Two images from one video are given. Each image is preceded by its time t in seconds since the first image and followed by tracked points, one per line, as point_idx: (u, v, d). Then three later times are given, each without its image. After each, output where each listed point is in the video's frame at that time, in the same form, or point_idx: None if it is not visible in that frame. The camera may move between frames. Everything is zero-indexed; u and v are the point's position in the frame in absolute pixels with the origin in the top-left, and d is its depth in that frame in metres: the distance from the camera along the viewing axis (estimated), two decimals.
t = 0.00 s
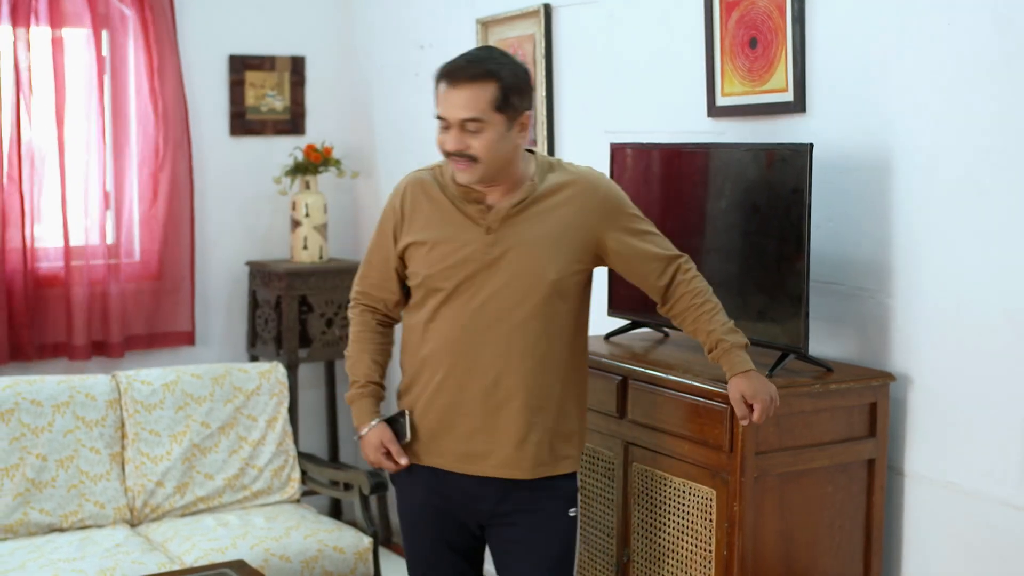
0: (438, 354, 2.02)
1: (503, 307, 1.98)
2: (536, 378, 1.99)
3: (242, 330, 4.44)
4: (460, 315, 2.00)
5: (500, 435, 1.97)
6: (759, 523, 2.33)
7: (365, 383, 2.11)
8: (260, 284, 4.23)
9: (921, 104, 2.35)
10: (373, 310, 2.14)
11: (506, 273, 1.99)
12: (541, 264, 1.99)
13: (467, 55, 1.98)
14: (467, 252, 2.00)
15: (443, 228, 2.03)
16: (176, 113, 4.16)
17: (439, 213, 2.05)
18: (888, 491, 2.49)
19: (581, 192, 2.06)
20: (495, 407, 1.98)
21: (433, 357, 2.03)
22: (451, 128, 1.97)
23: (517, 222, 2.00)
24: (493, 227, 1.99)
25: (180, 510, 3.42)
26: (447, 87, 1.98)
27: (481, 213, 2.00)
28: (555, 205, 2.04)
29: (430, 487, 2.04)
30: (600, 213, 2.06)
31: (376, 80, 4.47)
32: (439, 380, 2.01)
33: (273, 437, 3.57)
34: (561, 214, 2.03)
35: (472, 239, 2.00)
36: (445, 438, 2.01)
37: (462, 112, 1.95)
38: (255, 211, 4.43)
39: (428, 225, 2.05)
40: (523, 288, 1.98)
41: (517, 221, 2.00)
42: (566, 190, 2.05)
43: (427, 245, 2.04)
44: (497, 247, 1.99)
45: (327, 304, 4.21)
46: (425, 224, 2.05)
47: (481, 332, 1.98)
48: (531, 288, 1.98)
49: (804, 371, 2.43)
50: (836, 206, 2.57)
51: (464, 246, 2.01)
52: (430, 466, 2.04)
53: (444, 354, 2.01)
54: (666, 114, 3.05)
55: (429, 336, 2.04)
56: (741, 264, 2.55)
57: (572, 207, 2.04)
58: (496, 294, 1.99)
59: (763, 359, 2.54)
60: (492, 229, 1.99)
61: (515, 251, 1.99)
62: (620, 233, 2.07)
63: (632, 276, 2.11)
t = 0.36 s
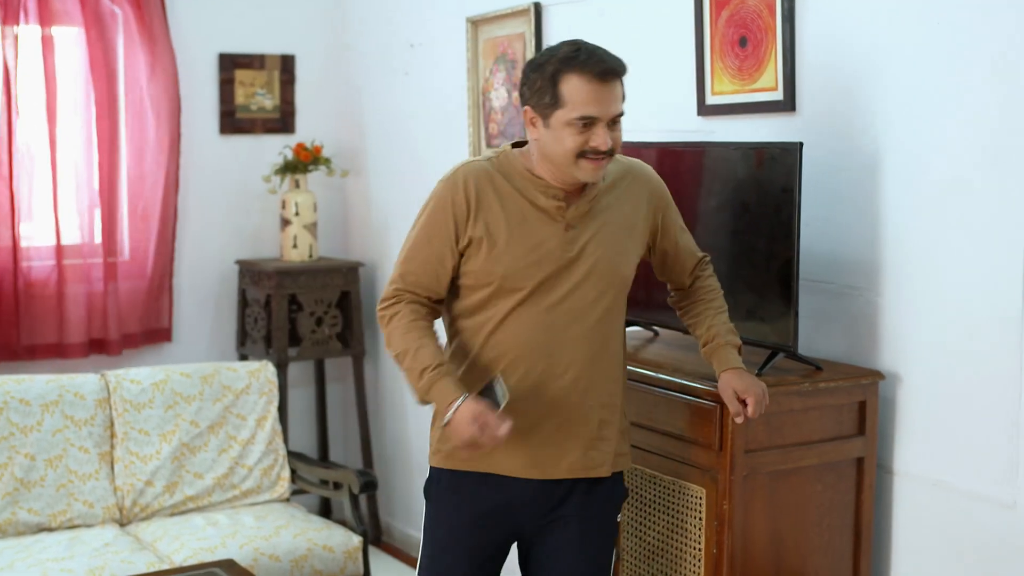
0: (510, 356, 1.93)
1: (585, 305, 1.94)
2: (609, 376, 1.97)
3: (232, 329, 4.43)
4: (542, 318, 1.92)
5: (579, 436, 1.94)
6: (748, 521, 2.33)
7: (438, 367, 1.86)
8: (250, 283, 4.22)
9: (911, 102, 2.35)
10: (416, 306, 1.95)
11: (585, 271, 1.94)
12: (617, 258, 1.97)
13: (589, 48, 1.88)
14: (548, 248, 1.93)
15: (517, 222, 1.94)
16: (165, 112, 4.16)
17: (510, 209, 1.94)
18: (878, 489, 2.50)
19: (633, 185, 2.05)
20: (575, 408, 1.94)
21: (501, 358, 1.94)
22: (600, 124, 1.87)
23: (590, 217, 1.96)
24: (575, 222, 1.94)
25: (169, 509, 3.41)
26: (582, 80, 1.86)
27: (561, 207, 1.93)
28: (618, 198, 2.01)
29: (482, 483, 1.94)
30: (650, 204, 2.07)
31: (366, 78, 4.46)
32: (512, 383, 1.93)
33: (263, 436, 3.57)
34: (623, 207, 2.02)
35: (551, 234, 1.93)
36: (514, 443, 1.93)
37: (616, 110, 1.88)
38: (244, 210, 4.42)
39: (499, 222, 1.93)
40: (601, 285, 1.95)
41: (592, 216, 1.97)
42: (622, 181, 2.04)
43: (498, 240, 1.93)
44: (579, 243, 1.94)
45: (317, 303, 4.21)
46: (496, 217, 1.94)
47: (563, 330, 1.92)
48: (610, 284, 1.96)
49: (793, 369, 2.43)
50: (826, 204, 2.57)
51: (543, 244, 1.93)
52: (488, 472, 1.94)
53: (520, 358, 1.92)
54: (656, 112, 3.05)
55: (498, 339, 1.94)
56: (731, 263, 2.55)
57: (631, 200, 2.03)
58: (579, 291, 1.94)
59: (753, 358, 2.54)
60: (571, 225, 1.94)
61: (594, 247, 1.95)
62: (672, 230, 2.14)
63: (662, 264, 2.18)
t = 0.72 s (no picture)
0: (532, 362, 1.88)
1: (602, 311, 1.92)
2: (615, 381, 1.97)
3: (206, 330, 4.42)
4: (569, 326, 1.89)
5: (593, 442, 1.93)
6: (722, 521, 2.33)
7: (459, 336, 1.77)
8: (225, 284, 4.21)
9: (884, 103, 2.37)
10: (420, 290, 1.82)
11: (604, 275, 1.92)
12: (626, 262, 1.97)
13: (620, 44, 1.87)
14: (573, 251, 1.89)
15: (544, 223, 1.88)
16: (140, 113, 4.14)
17: (536, 211, 1.88)
18: (851, 488, 2.51)
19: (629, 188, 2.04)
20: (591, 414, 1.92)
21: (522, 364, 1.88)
22: (635, 122, 1.87)
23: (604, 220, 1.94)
24: (597, 225, 1.91)
25: (144, 511, 3.40)
26: (621, 76, 1.85)
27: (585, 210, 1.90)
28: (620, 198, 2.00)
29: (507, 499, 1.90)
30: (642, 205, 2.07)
31: (340, 79, 4.46)
32: (533, 391, 1.88)
33: (238, 437, 3.56)
34: (625, 208, 2.01)
35: (576, 237, 1.90)
36: (534, 452, 1.89)
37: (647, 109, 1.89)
38: (219, 211, 4.41)
39: (525, 225, 1.87)
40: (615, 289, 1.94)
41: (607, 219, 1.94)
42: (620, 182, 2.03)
43: (524, 242, 1.87)
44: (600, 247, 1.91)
45: (292, 304, 4.20)
46: (523, 217, 1.87)
47: (586, 337, 1.90)
48: (622, 287, 1.96)
49: (767, 369, 2.44)
50: (800, 205, 2.58)
51: (570, 248, 1.88)
52: (504, 485, 1.88)
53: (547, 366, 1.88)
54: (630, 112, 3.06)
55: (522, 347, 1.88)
56: (706, 262, 2.56)
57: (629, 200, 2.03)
58: (599, 297, 1.92)
59: (727, 358, 2.55)
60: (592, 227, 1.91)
61: (611, 250, 1.93)
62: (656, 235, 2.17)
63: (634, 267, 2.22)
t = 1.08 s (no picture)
0: (515, 376, 1.83)
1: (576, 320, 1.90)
2: (584, 390, 1.95)
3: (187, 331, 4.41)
4: (550, 336, 1.86)
5: (569, 454, 1.90)
6: (704, 521, 2.34)
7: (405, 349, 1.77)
8: (206, 284, 4.20)
9: (864, 104, 2.37)
10: (375, 289, 1.74)
11: (576, 284, 1.91)
12: (592, 271, 1.96)
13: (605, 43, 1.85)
14: (547, 259, 1.86)
15: (521, 230, 1.84)
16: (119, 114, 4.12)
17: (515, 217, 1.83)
18: (832, 488, 2.52)
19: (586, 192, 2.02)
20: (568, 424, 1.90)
21: (506, 377, 1.83)
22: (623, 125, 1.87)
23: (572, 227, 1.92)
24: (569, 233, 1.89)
25: (124, 514, 3.39)
26: (613, 78, 1.83)
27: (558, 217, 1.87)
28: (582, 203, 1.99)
29: (503, 523, 1.85)
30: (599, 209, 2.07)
31: (321, 79, 4.45)
32: (518, 402, 1.83)
33: (219, 439, 3.55)
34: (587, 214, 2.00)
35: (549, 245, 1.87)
36: (522, 466, 1.84)
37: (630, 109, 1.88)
38: (200, 212, 4.40)
39: (506, 231, 1.82)
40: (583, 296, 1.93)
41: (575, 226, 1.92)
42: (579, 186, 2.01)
43: (502, 250, 1.82)
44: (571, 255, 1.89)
45: (273, 305, 4.19)
46: (500, 223, 1.82)
47: (562, 347, 1.88)
48: (588, 296, 1.95)
49: (749, 370, 2.45)
50: (781, 205, 2.59)
51: (546, 255, 1.86)
52: (494, 504, 1.83)
53: (532, 377, 1.84)
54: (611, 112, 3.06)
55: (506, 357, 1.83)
56: (687, 263, 2.56)
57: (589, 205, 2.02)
58: (571, 306, 1.90)
59: (709, 358, 2.55)
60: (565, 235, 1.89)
61: (578, 257, 1.92)
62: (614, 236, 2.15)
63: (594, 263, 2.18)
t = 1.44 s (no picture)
0: (526, 383, 1.82)
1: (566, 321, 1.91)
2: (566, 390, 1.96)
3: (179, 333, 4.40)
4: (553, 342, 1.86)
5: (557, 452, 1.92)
6: (697, 522, 2.34)
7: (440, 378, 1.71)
8: (198, 285, 4.19)
9: (856, 105, 2.38)
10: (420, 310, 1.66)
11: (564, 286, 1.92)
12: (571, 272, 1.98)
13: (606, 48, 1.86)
14: (549, 264, 1.85)
15: (530, 235, 1.82)
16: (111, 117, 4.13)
17: (524, 224, 1.81)
18: (824, 488, 2.52)
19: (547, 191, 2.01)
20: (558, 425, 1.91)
21: (520, 384, 1.81)
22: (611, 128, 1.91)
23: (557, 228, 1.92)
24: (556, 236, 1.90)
25: (116, 514, 3.38)
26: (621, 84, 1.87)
27: (551, 218, 1.88)
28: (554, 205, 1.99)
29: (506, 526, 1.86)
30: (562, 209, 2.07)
31: (313, 79, 4.45)
32: (526, 410, 1.83)
33: (211, 439, 3.55)
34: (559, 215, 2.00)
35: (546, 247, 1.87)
36: (528, 473, 1.84)
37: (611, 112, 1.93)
38: (193, 212, 4.40)
39: (522, 239, 1.80)
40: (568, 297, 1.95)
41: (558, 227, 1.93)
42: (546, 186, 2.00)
43: (517, 257, 1.79)
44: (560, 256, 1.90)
45: (265, 306, 4.19)
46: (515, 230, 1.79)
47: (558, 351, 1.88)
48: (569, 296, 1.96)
49: (741, 370, 2.45)
50: (773, 206, 2.59)
51: (548, 260, 1.85)
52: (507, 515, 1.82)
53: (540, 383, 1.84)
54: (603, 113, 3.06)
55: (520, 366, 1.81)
56: (679, 264, 2.57)
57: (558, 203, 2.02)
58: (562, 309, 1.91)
59: (701, 359, 2.56)
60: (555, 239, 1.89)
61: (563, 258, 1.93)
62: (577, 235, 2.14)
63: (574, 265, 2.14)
